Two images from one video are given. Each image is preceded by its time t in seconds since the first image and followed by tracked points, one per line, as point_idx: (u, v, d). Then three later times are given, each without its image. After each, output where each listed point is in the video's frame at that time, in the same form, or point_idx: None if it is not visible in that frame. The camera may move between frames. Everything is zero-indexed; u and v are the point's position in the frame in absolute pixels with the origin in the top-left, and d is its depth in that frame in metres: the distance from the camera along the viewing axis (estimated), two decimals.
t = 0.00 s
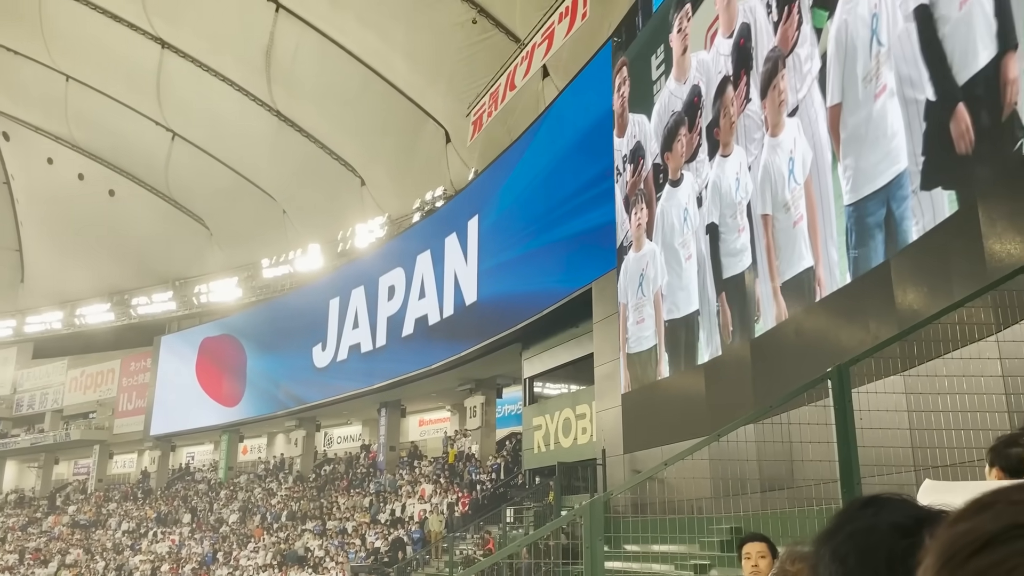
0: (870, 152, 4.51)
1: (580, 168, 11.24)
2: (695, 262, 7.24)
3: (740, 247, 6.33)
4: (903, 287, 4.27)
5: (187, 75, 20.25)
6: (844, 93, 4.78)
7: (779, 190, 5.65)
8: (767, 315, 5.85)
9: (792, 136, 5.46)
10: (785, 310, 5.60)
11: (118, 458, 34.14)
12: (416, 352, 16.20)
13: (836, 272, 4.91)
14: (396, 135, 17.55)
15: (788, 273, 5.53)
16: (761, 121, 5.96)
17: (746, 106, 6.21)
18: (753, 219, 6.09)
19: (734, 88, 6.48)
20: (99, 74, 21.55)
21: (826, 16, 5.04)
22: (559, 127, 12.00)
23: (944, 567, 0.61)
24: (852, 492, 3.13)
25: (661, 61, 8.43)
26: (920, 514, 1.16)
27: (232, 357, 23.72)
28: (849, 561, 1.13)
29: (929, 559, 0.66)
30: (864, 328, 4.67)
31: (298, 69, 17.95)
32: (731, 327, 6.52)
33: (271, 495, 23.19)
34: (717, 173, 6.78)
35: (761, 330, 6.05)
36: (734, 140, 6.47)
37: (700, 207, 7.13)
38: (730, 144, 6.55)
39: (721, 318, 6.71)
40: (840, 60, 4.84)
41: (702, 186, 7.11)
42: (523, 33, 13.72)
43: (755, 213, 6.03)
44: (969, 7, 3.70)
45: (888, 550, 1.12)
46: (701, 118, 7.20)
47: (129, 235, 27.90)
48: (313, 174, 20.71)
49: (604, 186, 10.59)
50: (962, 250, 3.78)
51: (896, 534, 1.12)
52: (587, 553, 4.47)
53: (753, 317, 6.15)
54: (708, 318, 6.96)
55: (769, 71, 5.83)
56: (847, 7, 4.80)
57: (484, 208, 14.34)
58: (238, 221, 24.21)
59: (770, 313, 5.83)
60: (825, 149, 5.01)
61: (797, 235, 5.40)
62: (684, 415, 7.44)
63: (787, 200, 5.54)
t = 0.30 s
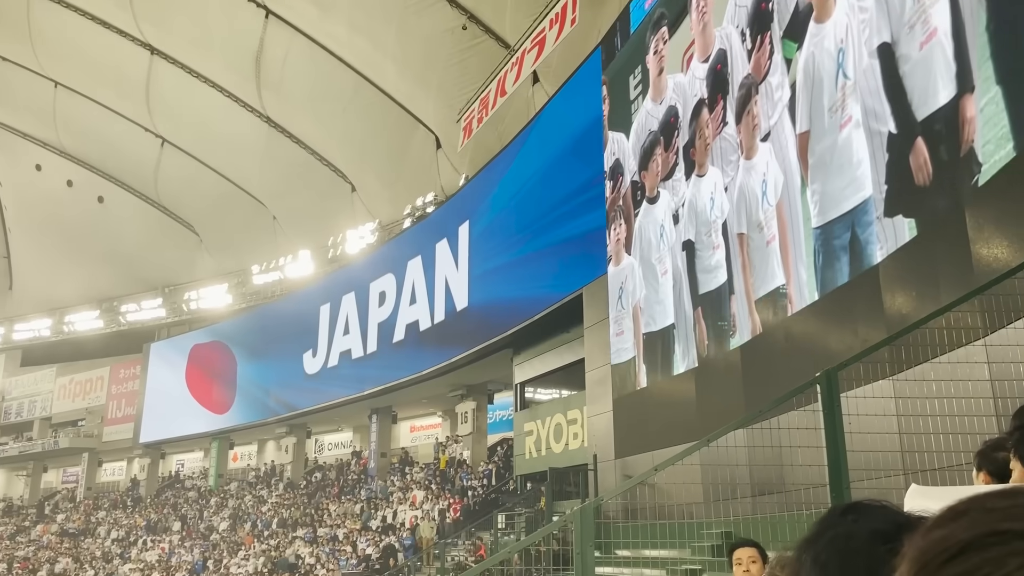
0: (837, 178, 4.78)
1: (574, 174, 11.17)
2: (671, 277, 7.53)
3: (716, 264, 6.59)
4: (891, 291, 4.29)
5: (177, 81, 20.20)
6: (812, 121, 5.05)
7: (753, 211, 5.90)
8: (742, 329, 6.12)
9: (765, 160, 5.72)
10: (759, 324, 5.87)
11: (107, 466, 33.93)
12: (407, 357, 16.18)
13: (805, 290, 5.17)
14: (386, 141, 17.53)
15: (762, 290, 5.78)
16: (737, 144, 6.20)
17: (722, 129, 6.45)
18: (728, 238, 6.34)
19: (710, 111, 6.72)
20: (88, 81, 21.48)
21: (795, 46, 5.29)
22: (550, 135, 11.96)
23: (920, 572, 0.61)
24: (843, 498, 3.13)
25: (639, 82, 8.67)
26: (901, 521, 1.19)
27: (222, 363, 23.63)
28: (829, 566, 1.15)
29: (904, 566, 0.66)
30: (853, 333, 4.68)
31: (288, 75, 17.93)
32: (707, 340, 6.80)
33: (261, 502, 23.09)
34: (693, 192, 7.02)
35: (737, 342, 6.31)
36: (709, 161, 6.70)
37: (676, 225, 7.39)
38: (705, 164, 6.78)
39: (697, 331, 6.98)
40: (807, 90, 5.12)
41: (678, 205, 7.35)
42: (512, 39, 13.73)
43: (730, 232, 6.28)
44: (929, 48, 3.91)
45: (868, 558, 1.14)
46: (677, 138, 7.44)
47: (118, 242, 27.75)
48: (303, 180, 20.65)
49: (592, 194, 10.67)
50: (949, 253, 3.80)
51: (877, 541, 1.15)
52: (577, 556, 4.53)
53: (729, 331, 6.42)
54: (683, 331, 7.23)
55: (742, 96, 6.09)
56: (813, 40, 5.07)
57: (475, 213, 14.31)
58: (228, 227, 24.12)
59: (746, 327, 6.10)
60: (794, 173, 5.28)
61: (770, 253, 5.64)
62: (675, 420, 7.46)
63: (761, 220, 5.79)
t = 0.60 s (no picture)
0: (807, 201, 4.96)
1: (560, 181, 11.26)
2: (647, 291, 7.83)
3: (692, 279, 6.83)
4: (879, 297, 4.30)
5: (165, 87, 20.14)
6: (783, 145, 5.26)
7: (728, 230, 6.13)
8: (717, 343, 6.35)
9: (740, 181, 5.94)
10: (734, 339, 6.07)
11: (94, 474, 33.62)
12: (395, 364, 16.13)
13: (776, 307, 5.39)
14: (375, 147, 17.52)
15: (737, 306, 5.99)
16: (713, 163, 6.43)
17: (698, 149, 6.73)
18: (704, 255, 6.58)
19: (687, 131, 7.04)
20: (76, 86, 21.38)
21: (767, 75, 5.54)
22: (538, 141, 12.03)
23: None
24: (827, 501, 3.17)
25: (617, 102, 9.20)
26: (878, 523, 1.24)
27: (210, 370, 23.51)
28: (807, 566, 1.19)
29: (880, 566, 0.66)
30: (840, 340, 4.70)
31: (277, 81, 17.90)
32: (683, 354, 7.03)
33: (249, 510, 22.94)
34: (670, 210, 7.31)
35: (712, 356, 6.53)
36: (685, 180, 7.00)
37: (653, 240, 7.69)
38: (682, 183, 7.07)
39: (673, 344, 7.23)
40: (778, 116, 5.33)
41: (655, 221, 7.66)
42: (502, 46, 13.76)
43: (706, 249, 6.52)
44: (892, 82, 4.11)
45: (847, 557, 1.17)
46: (654, 156, 7.77)
47: (106, 248, 27.58)
48: (292, 186, 20.59)
49: (581, 199, 10.68)
50: (935, 260, 3.82)
51: (856, 541, 1.19)
52: (566, 561, 4.64)
53: (704, 344, 6.66)
54: (660, 344, 7.48)
55: (719, 119, 6.34)
56: (782, 69, 5.31)
57: (464, 220, 14.30)
58: (216, 233, 24.01)
59: (721, 341, 6.31)
60: (766, 196, 5.48)
61: (744, 270, 5.86)
62: (666, 427, 7.42)
63: (736, 238, 6.00)
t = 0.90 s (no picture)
0: (776, 222, 5.21)
1: (549, 188, 11.28)
2: (624, 305, 8.07)
3: (668, 294, 7.07)
4: (864, 306, 4.33)
5: (153, 91, 20.03)
6: (755, 169, 5.52)
7: (703, 248, 6.34)
8: (692, 357, 6.58)
9: (716, 201, 6.10)
10: (708, 354, 6.31)
11: (76, 481, 33.24)
12: (382, 371, 16.07)
13: (749, 323, 5.65)
14: (363, 154, 17.50)
15: (711, 322, 6.20)
16: (689, 183, 6.62)
17: (675, 168, 6.91)
18: (679, 271, 6.81)
19: (664, 150, 7.22)
20: (62, 90, 21.24)
21: (740, 100, 5.80)
22: (527, 148, 12.02)
23: None
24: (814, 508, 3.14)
25: (596, 118, 9.45)
26: (860, 533, 1.31)
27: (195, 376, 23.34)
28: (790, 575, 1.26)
29: (862, 571, 0.66)
30: (825, 348, 4.71)
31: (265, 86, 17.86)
32: (658, 366, 7.29)
33: (234, 517, 22.75)
34: (646, 226, 7.54)
35: (687, 369, 6.74)
36: (662, 198, 7.19)
37: (630, 255, 7.95)
38: (659, 200, 7.28)
39: (648, 358, 7.48)
40: (751, 140, 5.59)
41: (631, 236, 7.94)
42: (490, 54, 13.79)
43: (682, 265, 6.76)
44: (857, 114, 4.37)
45: (828, 564, 1.25)
46: (631, 173, 8.06)
47: (91, 253, 27.34)
48: (280, 192, 20.52)
49: (569, 207, 10.69)
50: (921, 269, 3.84)
51: (837, 551, 1.26)
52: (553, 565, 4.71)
53: (679, 358, 6.88)
54: (637, 357, 7.75)
55: (696, 140, 6.50)
56: (755, 95, 5.58)
57: (451, 227, 14.28)
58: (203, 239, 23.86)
59: (695, 355, 6.53)
60: (740, 217, 5.73)
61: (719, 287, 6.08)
62: (653, 434, 7.42)
63: (711, 256, 6.15)
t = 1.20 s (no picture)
0: (747, 244, 5.41)
1: (534, 196, 11.28)
2: (600, 318, 8.37)
3: (643, 310, 7.32)
4: (847, 316, 4.36)
5: (138, 96, 19.89)
6: (728, 191, 5.71)
7: (678, 265, 6.60)
8: (666, 371, 6.78)
9: (691, 221, 6.37)
10: (682, 368, 6.51)
11: (56, 488, 32.79)
12: (366, 379, 15.99)
13: (722, 340, 5.83)
14: (350, 161, 17.46)
15: (684, 337, 6.45)
16: (665, 202, 6.91)
17: (650, 187, 7.20)
18: (654, 288, 7.08)
19: (640, 169, 7.53)
20: (47, 93, 21.07)
21: (715, 124, 5.99)
22: (513, 156, 12.05)
23: None
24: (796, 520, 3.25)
25: (575, 135, 9.76)
26: (841, 542, 1.30)
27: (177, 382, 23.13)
28: None
29: None
30: (809, 358, 4.73)
31: (252, 91, 17.79)
32: (632, 379, 7.51)
33: (215, 525, 22.51)
34: (621, 242, 7.85)
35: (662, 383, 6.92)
36: (637, 215, 7.49)
37: (607, 269, 8.26)
38: (634, 218, 7.58)
39: (623, 372, 7.72)
40: (725, 163, 5.77)
41: (607, 252, 8.27)
42: (478, 62, 13.81)
43: (656, 282, 7.03)
44: (825, 143, 4.51)
45: None
46: (607, 191, 8.38)
47: (73, 258, 27.07)
48: (265, 198, 20.42)
49: (556, 215, 10.65)
50: (903, 281, 3.88)
51: (818, 561, 1.26)
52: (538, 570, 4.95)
53: (653, 372, 7.09)
54: (612, 371, 7.97)
55: (672, 160, 6.79)
56: (728, 120, 5.76)
57: (437, 234, 14.28)
58: (187, 244, 23.69)
59: (669, 369, 6.75)
60: (714, 237, 5.92)
61: (694, 304, 6.31)
62: (637, 442, 7.43)
63: (687, 273, 6.44)
